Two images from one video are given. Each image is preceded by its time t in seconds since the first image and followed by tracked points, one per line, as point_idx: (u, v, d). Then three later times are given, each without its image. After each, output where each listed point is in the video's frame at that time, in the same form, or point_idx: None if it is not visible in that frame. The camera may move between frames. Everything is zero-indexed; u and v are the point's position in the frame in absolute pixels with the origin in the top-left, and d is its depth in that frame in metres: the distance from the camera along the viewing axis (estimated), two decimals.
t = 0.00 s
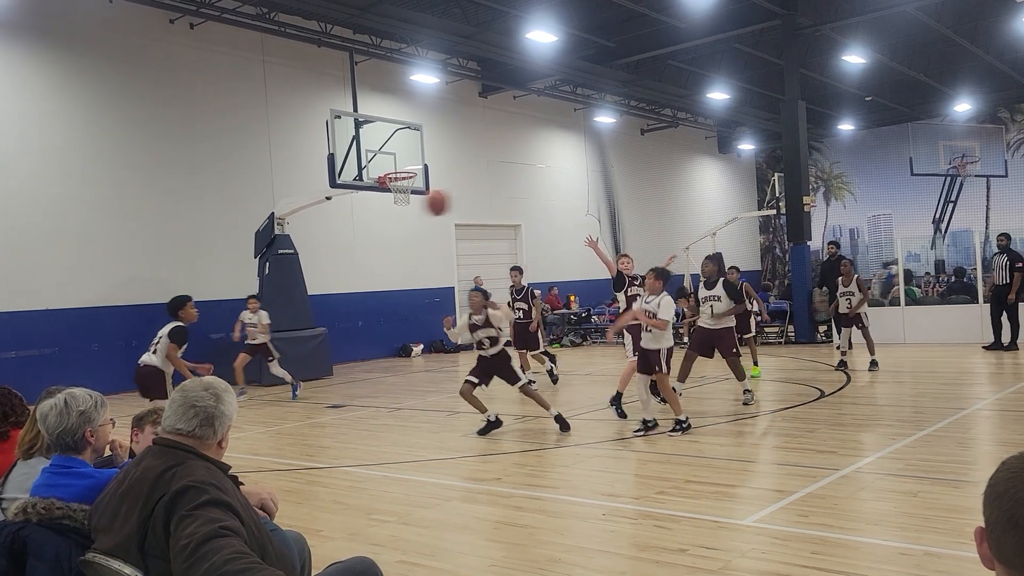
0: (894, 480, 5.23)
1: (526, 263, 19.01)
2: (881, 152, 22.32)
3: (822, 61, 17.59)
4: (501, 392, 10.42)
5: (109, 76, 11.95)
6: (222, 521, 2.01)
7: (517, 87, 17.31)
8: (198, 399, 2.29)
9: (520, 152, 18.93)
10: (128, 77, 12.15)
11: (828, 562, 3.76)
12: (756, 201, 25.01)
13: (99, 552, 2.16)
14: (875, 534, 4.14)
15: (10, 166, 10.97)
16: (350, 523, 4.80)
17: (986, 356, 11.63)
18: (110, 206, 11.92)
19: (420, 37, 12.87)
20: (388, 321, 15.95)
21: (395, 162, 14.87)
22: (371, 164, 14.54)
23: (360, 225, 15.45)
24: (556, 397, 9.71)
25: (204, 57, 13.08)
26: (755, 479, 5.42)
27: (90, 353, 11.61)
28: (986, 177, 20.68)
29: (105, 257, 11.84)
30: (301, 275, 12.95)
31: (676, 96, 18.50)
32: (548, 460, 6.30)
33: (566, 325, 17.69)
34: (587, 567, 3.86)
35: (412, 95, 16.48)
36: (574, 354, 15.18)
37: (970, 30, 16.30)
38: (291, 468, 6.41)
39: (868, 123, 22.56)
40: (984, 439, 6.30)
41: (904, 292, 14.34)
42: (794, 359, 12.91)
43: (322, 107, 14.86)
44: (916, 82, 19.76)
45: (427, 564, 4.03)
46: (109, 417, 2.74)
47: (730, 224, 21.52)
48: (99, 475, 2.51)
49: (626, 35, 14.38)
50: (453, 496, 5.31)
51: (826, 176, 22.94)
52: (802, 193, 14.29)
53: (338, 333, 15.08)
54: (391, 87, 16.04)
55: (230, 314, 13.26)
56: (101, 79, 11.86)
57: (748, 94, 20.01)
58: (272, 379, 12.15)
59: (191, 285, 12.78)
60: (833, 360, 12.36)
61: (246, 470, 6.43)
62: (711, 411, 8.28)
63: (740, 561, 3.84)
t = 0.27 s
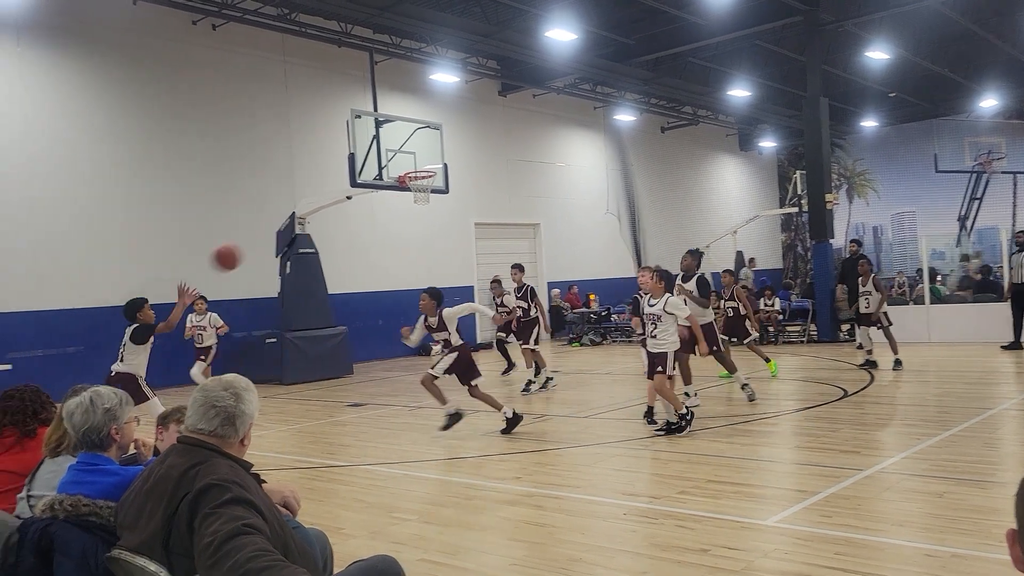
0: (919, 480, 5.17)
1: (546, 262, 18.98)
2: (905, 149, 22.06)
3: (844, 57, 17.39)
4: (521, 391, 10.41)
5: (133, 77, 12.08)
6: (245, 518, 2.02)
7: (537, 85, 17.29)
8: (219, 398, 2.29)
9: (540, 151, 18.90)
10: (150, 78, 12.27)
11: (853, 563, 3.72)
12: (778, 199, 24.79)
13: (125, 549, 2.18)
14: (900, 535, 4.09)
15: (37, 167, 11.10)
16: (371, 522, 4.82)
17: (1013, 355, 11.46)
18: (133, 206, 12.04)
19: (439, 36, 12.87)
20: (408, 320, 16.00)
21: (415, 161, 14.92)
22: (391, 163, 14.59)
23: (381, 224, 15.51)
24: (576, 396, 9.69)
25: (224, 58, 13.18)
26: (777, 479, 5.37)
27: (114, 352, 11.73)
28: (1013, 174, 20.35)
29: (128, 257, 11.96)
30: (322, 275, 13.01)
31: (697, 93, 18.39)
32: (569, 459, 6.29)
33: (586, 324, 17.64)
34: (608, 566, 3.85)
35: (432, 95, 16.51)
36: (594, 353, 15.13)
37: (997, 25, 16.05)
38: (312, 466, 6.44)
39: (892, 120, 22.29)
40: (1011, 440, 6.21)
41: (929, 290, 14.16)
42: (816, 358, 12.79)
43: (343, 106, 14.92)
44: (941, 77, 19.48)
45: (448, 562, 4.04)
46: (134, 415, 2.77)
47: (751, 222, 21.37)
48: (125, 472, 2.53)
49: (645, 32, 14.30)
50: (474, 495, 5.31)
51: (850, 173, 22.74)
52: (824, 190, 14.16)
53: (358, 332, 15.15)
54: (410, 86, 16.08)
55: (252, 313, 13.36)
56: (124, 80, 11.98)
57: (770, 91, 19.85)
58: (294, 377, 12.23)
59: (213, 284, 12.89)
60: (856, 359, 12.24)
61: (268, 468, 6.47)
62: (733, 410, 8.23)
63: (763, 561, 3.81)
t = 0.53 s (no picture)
0: (976, 484, 5.02)
1: (590, 261, 18.89)
2: (960, 144, 21.45)
3: (897, 51, 16.98)
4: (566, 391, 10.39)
5: (185, 81, 12.35)
6: (297, 514, 2.05)
7: (582, 84, 17.24)
8: (269, 397, 2.32)
9: (584, 150, 18.83)
10: (202, 82, 12.54)
11: (906, 567, 3.63)
12: (827, 196, 24.31)
13: (180, 543, 2.23)
14: (957, 540, 3.98)
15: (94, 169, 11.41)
16: (418, 519, 4.85)
17: None
18: (186, 207, 12.31)
19: (484, 36, 12.89)
20: (453, 319, 16.09)
21: (459, 161, 14.99)
22: (436, 163, 14.68)
23: (426, 224, 15.62)
24: (621, 396, 9.64)
25: (272, 61, 13.40)
26: (828, 481, 5.27)
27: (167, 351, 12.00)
28: None
29: (181, 257, 12.23)
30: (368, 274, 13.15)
31: (744, 90, 18.14)
32: (614, 459, 6.25)
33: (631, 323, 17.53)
34: (655, 567, 3.81)
35: (476, 95, 16.57)
36: (639, 353, 15.02)
37: None
38: (360, 463, 6.51)
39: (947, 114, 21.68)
40: None
41: (986, 289, 13.75)
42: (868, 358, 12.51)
43: (388, 107, 15.06)
44: (999, 70, 18.89)
45: (494, 561, 4.04)
46: (189, 412, 2.82)
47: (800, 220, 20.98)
48: (180, 467, 2.59)
49: (691, 28, 14.13)
50: (520, 494, 5.32)
51: (903, 169, 22.33)
52: (876, 187, 13.84)
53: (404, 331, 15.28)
54: (455, 87, 16.15)
55: (300, 313, 13.56)
56: (177, 84, 12.26)
57: (820, 87, 19.46)
58: (341, 375, 12.39)
59: (262, 284, 13.12)
60: (909, 360, 11.94)
61: (317, 465, 6.56)
62: (782, 411, 8.09)
63: (813, 564, 3.73)
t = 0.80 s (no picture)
0: None
1: (634, 260, 18.77)
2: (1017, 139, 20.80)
3: (950, 44, 16.52)
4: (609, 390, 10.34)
5: (234, 83, 12.58)
6: (344, 510, 2.07)
7: (626, 81, 17.13)
8: (316, 395, 2.34)
9: (628, 148, 18.71)
10: (250, 84, 12.75)
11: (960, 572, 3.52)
12: (878, 193, 23.78)
13: (231, 537, 2.26)
14: (1015, 544, 3.85)
15: (147, 170, 11.68)
16: (463, 517, 4.86)
17: None
18: (234, 207, 12.53)
19: (527, 35, 12.88)
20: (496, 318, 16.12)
21: (502, 160, 15.03)
22: (480, 163, 14.74)
23: (469, 223, 15.67)
24: (665, 396, 9.55)
25: (318, 63, 13.58)
26: (879, 483, 5.14)
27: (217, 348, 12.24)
28: None
29: (230, 256, 12.46)
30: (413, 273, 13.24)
31: (792, 85, 17.84)
32: (659, 458, 6.19)
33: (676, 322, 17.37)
34: (701, 568, 3.76)
35: (519, 94, 16.57)
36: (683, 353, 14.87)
37: None
38: (405, 461, 6.56)
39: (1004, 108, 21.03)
40: None
41: None
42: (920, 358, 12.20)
43: (432, 107, 15.16)
44: None
45: (538, 559, 4.03)
46: (238, 409, 2.88)
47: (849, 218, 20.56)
48: (229, 464, 2.64)
49: (737, 24, 13.94)
50: (564, 493, 5.30)
51: (955, 165, 21.34)
52: (929, 183, 13.48)
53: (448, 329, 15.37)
54: (499, 86, 16.18)
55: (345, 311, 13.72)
56: (226, 86, 12.49)
57: (870, 82, 19.05)
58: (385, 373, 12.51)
59: (308, 283, 13.29)
60: (963, 360, 11.62)
61: (363, 463, 6.63)
62: (830, 411, 7.93)
63: (863, 568, 3.64)
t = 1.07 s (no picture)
0: None
1: (654, 259, 18.69)
2: None
3: (975, 40, 16.30)
4: (630, 389, 10.30)
5: (255, 84, 12.68)
6: (366, 508, 2.07)
7: (645, 80, 17.06)
8: (336, 393, 2.34)
9: (648, 146, 18.63)
10: (271, 85, 12.84)
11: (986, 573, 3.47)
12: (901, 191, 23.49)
13: (253, 534, 2.27)
14: None
15: (170, 171, 11.79)
16: (484, 516, 4.86)
17: None
18: (256, 206, 12.62)
19: (546, 33, 12.85)
20: (516, 317, 16.12)
21: (523, 158, 15.06)
22: (500, 161, 14.77)
23: (489, 223, 15.68)
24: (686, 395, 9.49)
25: (338, 63, 13.64)
26: (903, 483, 5.08)
27: (239, 348, 12.34)
28: None
29: (252, 255, 12.55)
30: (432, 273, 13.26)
31: (813, 83, 17.68)
32: (679, 458, 6.16)
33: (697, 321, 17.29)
34: (723, 568, 3.74)
35: (539, 93, 16.54)
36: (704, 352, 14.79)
37: None
38: (425, 460, 6.58)
39: None
40: None
41: None
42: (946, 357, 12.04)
43: (452, 107, 15.19)
44: None
45: (559, 558, 4.03)
46: (260, 407, 2.89)
47: (872, 215, 20.35)
48: (252, 461, 2.65)
49: (757, 20, 13.84)
50: (584, 492, 5.29)
51: (980, 162, 21.08)
52: (953, 181, 13.30)
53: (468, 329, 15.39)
54: (518, 85, 16.18)
55: (365, 311, 13.78)
56: (247, 87, 12.58)
57: (893, 77, 18.80)
58: (405, 372, 12.56)
59: (328, 282, 13.38)
60: (989, 359, 11.45)
61: (383, 461, 6.66)
62: (853, 411, 7.85)
63: (888, 568, 3.60)
